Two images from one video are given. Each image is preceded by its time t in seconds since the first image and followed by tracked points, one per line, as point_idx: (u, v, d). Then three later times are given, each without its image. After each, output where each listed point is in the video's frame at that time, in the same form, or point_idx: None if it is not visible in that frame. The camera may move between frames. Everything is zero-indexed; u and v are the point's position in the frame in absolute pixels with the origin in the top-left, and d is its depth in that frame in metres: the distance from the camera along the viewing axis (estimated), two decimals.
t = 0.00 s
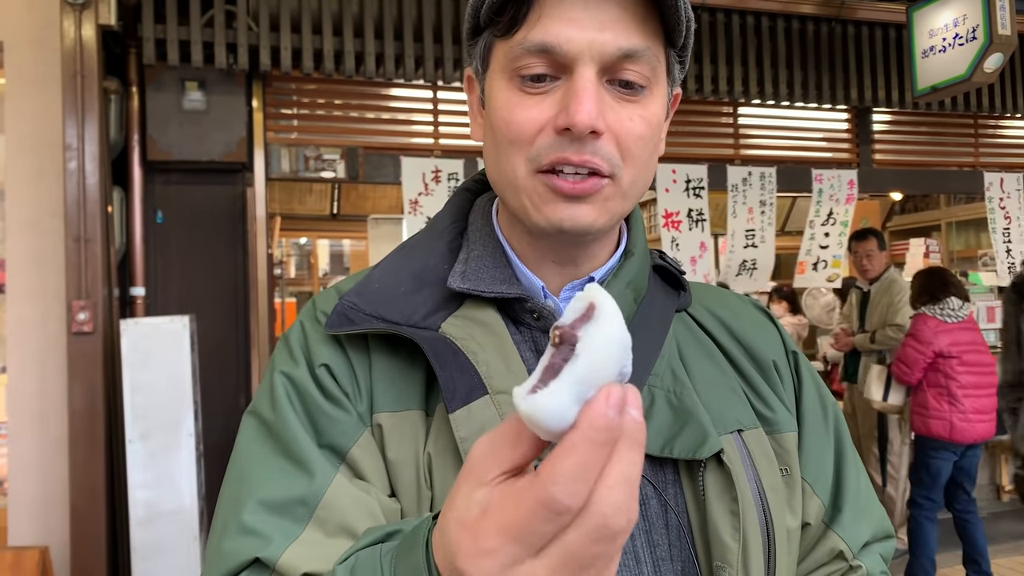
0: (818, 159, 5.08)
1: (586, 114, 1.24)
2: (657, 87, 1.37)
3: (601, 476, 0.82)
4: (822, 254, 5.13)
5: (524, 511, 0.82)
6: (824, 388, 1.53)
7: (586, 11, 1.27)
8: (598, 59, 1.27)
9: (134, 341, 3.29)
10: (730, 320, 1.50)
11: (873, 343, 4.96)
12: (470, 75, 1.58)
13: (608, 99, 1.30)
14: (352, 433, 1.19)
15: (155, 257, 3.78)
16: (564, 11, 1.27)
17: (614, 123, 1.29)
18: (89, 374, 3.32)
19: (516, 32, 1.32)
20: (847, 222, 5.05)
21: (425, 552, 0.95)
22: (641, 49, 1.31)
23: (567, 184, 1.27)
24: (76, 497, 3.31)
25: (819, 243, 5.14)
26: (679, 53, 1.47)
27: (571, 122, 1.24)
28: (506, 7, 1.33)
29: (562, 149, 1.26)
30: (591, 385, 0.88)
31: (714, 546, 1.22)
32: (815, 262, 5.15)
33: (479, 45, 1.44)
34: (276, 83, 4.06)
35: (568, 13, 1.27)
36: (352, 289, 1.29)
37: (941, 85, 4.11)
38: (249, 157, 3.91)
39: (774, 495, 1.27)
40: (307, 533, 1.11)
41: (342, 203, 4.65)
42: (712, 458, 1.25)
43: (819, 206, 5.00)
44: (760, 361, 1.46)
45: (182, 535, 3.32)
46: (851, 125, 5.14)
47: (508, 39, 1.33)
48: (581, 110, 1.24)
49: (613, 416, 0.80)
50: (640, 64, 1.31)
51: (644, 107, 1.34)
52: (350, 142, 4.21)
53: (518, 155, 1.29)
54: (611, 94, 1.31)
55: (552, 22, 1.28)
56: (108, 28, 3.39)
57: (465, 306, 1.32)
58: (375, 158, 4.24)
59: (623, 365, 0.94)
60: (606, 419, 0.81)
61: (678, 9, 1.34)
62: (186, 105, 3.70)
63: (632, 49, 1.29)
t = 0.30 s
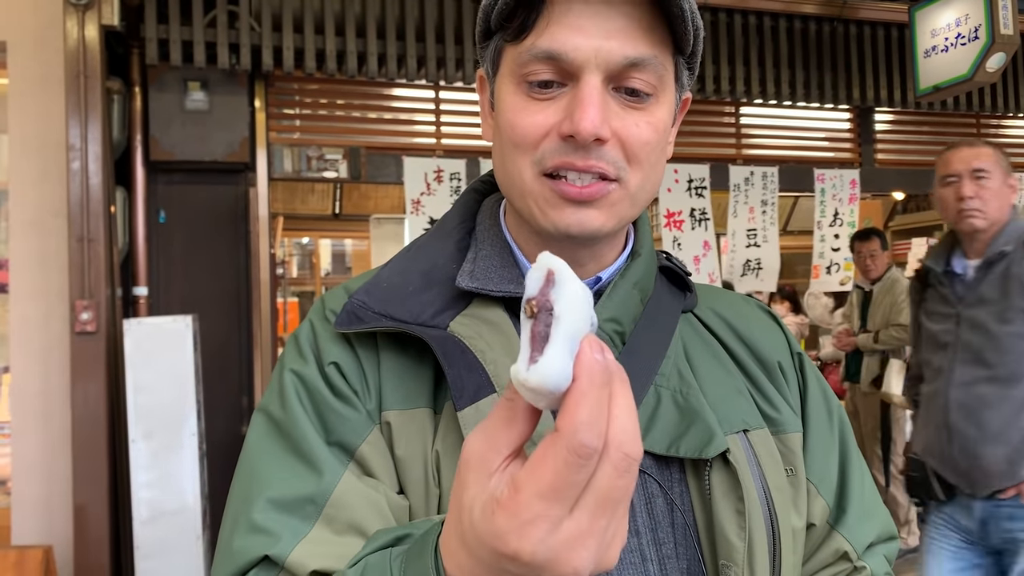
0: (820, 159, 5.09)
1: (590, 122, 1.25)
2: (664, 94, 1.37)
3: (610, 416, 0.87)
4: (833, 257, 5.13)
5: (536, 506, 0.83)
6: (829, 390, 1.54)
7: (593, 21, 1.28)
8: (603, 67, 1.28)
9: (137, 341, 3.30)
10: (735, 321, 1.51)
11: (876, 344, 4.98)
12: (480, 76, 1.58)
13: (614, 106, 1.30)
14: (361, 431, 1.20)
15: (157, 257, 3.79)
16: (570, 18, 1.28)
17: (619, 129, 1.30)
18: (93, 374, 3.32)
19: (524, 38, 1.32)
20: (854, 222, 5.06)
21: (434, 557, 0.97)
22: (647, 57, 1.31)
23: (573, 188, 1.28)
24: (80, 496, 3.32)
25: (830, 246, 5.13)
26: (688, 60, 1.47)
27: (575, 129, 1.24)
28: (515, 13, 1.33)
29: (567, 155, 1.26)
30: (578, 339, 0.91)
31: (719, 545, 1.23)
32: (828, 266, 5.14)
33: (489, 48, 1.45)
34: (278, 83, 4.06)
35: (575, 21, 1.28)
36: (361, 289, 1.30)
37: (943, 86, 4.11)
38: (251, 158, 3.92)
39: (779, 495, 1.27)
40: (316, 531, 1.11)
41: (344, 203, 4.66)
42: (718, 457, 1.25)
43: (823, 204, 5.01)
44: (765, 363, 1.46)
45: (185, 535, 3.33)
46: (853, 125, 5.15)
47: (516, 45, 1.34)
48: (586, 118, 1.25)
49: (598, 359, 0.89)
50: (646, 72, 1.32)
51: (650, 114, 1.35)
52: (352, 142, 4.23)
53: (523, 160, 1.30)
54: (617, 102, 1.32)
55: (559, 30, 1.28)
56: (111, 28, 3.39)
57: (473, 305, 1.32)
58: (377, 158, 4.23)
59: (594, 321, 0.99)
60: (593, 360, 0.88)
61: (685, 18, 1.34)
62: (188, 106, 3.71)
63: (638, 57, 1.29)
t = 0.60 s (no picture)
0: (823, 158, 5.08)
1: (593, 117, 1.25)
2: (666, 90, 1.37)
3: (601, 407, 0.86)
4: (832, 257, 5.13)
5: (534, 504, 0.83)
6: (831, 390, 1.54)
7: (594, 18, 1.28)
8: (606, 63, 1.28)
9: (140, 340, 3.31)
10: (737, 321, 1.51)
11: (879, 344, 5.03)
12: (484, 75, 1.59)
13: (616, 102, 1.31)
14: (365, 429, 1.20)
15: (160, 256, 3.79)
16: (573, 15, 1.28)
17: (622, 125, 1.30)
18: (96, 374, 3.34)
19: (527, 35, 1.32)
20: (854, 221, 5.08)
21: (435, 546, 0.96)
22: (650, 53, 1.31)
23: (576, 184, 1.28)
24: (82, 496, 3.32)
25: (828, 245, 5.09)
26: (690, 58, 1.47)
27: (578, 125, 1.25)
28: (518, 11, 1.34)
29: (570, 150, 1.27)
30: (575, 327, 0.92)
31: (720, 544, 1.23)
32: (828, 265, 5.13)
33: (492, 47, 1.45)
34: (281, 83, 4.07)
35: (578, 18, 1.28)
36: (364, 287, 1.30)
37: (945, 85, 4.09)
38: (254, 157, 3.92)
39: (780, 495, 1.27)
40: (319, 528, 1.12)
41: (347, 203, 4.36)
42: (719, 456, 1.25)
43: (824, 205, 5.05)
44: (766, 363, 1.47)
45: (188, 534, 3.33)
46: (856, 125, 5.14)
47: (519, 43, 1.34)
48: (588, 113, 1.25)
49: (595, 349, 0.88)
50: (648, 68, 1.32)
51: (653, 110, 1.35)
52: (354, 142, 4.23)
53: (526, 156, 1.30)
54: (619, 98, 1.32)
55: (561, 27, 1.28)
56: (113, 28, 3.39)
57: (476, 305, 1.32)
58: (379, 158, 4.26)
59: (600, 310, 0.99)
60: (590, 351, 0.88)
61: (687, 16, 1.34)
62: (191, 106, 3.72)
63: (640, 54, 1.29)
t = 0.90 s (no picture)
0: (825, 158, 5.07)
1: (591, 118, 1.25)
2: (664, 90, 1.37)
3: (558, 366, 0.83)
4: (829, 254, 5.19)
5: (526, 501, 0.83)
6: (831, 390, 1.54)
7: (592, 19, 1.28)
8: (604, 64, 1.28)
9: (143, 340, 3.31)
10: (736, 320, 1.51)
11: (880, 343, 5.12)
12: (481, 77, 1.58)
13: (614, 102, 1.31)
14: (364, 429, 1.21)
15: (162, 256, 3.80)
16: (570, 17, 1.29)
17: (620, 125, 1.30)
18: (99, 373, 3.35)
19: (525, 36, 1.32)
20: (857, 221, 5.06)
21: (437, 506, 0.97)
22: (648, 53, 1.31)
23: (575, 185, 1.28)
24: (84, 497, 3.33)
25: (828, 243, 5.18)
26: (686, 57, 1.47)
27: (577, 126, 1.25)
28: (516, 12, 1.34)
29: (569, 151, 1.27)
30: (577, 289, 1.00)
31: (718, 544, 1.22)
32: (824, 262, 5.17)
33: (490, 49, 1.45)
34: (283, 83, 4.07)
35: (575, 19, 1.28)
36: (363, 288, 1.30)
37: (948, 84, 4.09)
38: (256, 157, 3.92)
39: (779, 494, 1.28)
40: (319, 527, 1.12)
41: (348, 204, 4.71)
42: (717, 456, 1.25)
43: (827, 204, 5.00)
44: (766, 362, 1.46)
45: (189, 533, 3.33)
46: (858, 124, 5.14)
47: (517, 44, 1.34)
48: (587, 114, 1.25)
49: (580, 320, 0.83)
50: (647, 68, 1.32)
51: (651, 110, 1.35)
52: (356, 142, 4.21)
53: (525, 157, 1.30)
54: (617, 98, 1.32)
55: (560, 28, 1.28)
56: (115, 29, 3.40)
57: (474, 306, 1.32)
58: (381, 158, 4.24)
59: (619, 289, 1.03)
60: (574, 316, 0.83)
61: (684, 16, 1.35)
62: (193, 106, 3.72)
63: (638, 54, 1.30)
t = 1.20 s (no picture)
0: (827, 158, 5.07)
1: (597, 129, 1.24)
2: (667, 97, 1.37)
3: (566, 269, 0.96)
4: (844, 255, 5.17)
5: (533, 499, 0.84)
6: (834, 388, 1.53)
7: (596, 28, 1.28)
8: (609, 73, 1.28)
9: (146, 339, 3.31)
10: (738, 320, 1.51)
11: (881, 343, 5.13)
12: (480, 81, 1.58)
13: (619, 112, 1.31)
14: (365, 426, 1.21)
15: (164, 256, 3.80)
16: (575, 25, 1.28)
17: (625, 135, 1.30)
18: (102, 373, 3.35)
19: (528, 45, 1.32)
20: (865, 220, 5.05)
21: (464, 435, 0.99)
22: (653, 61, 1.31)
23: (580, 196, 1.28)
24: (88, 496, 3.35)
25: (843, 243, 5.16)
26: (688, 62, 1.47)
27: (583, 136, 1.24)
28: (517, 20, 1.33)
29: (574, 164, 1.26)
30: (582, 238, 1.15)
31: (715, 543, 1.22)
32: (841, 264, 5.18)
33: (491, 55, 1.44)
34: (285, 83, 4.07)
35: (580, 28, 1.28)
36: (363, 288, 1.30)
37: (950, 84, 4.08)
38: (258, 157, 3.93)
39: (778, 495, 1.28)
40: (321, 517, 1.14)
41: (350, 203, 4.70)
42: (715, 456, 1.25)
43: (832, 203, 4.98)
44: (768, 361, 1.46)
45: (191, 533, 3.34)
46: (860, 124, 5.14)
47: (519, 52, 1.33)
48: (593, 125, 1.24)
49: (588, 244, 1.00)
50: (652, 76, 1.32)
51: (654, 118, 1.35)
52: (358, 142, 4.22)
53: (530, 167, 1.29)
54: (622, 108, 1.32)
55: (565, 37, 1.28)
56: (118, 29, 3.41)
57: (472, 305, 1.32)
58: (383, 158, 4.26)
59: (616, 230, 1.17)
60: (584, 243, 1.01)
61: (689, 22, 1.34)
62: (195, 106, 3.72)
63: (643, 62, 1.30)
